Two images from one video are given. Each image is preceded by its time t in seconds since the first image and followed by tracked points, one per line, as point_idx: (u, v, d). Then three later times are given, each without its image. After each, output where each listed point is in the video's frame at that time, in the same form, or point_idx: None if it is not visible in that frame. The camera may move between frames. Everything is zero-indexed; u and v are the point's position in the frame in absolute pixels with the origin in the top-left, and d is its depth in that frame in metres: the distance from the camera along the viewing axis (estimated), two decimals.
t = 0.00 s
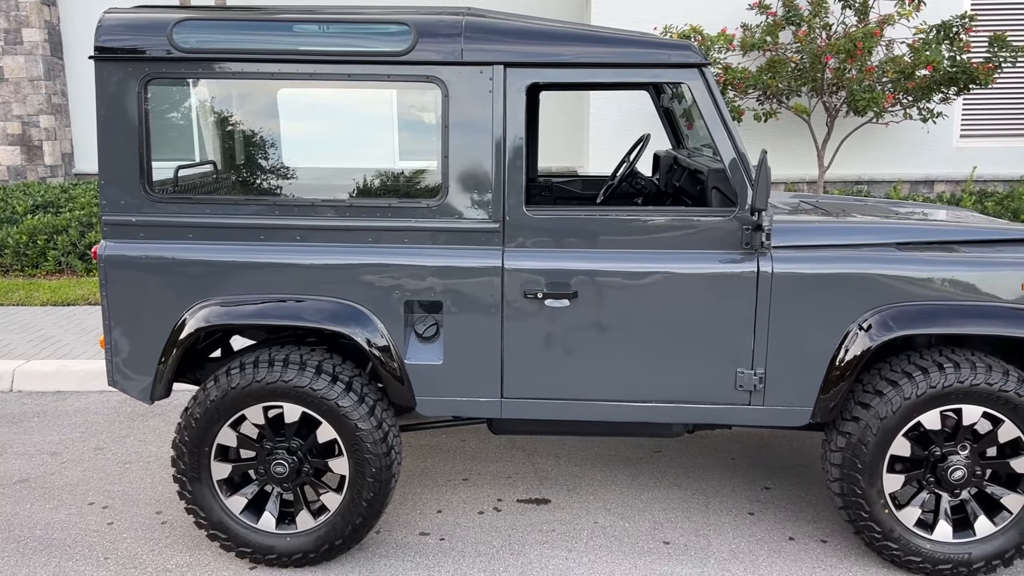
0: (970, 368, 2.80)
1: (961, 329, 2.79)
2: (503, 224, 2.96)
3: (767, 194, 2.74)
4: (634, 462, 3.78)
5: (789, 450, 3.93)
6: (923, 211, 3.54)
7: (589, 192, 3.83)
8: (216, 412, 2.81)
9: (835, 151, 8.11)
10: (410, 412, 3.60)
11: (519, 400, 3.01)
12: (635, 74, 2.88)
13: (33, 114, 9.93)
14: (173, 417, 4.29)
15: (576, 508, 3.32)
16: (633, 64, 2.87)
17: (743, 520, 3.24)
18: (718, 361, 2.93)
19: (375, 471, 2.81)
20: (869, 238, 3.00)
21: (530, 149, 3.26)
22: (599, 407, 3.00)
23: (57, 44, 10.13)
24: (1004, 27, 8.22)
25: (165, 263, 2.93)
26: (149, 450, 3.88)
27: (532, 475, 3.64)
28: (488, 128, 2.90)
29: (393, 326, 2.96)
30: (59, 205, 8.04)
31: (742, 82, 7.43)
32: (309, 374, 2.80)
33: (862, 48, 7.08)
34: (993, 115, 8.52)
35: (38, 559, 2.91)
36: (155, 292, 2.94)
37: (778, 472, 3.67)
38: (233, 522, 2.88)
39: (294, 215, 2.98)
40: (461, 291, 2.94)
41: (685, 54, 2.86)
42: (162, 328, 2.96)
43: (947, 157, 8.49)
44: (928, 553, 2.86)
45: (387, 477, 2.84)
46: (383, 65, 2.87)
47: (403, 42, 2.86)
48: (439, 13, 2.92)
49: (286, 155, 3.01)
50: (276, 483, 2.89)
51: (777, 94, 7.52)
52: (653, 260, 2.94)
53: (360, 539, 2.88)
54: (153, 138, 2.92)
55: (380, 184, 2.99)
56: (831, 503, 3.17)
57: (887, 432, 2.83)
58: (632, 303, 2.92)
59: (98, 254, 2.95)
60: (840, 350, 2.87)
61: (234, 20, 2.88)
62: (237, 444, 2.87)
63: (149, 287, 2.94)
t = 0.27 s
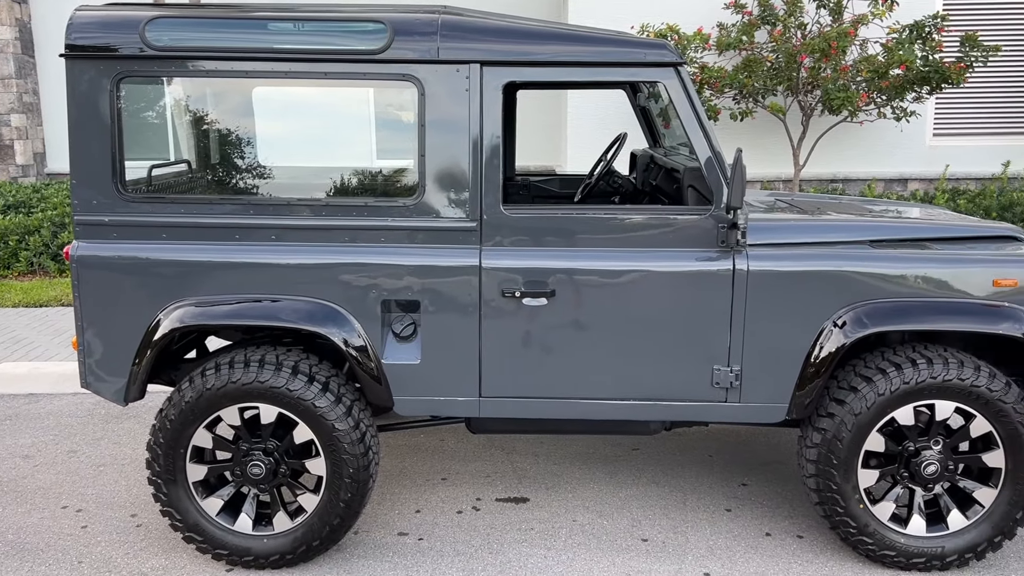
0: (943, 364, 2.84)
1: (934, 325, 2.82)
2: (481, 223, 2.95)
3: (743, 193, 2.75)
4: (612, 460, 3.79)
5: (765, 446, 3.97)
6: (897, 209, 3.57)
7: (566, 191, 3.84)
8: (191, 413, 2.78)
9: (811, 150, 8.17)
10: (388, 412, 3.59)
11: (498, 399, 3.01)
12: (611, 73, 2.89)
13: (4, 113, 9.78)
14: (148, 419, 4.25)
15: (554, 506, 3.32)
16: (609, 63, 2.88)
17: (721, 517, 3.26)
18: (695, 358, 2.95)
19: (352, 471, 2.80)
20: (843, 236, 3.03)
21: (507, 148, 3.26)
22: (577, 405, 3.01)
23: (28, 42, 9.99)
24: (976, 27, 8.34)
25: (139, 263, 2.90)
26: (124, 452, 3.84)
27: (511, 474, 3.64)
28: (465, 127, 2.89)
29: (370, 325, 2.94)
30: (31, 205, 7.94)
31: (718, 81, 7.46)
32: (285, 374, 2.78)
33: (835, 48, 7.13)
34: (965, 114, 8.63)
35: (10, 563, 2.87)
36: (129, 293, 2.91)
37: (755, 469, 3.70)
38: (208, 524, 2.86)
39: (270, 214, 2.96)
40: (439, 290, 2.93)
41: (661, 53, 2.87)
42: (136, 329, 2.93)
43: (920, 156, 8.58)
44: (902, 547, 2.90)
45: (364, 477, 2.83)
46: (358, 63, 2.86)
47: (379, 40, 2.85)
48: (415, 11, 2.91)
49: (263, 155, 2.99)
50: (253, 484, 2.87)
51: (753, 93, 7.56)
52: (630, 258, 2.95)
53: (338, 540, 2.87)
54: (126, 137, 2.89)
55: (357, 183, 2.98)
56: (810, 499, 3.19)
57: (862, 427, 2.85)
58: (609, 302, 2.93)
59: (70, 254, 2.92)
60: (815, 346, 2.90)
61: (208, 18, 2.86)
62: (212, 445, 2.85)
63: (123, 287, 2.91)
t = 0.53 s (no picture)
0: (917, 360, 2.87)
1: (909, 322, 2.85)
2: (459, 222, 2.95)
3: (720, 192, 2.77)
4: (592, 458, 3.80)
5: (743, 442, 4.00)
6: (873, 207, 3.61)
7: (545, 190, 3.85)
8: (167, 415, 2.76)
9: (788, 149, 8.23)
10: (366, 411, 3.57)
11: (477, 398, 3.01)
12: (589, 72, 2.89)
13: None
14: (125, 421, 4.21)
15: (534, 505, 3.33)
16: (587, 61, 2.88)
17: (700, 514, 3.28)
18: (673, 356, 2.96)
19: (331, 472, 2.79)
20: (819, 234, 3.06)
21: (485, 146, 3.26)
22: (556, 403, 3.01)
23: None
24: (949, 27, 8.44)
25: (113, 263, 2.86)
26: (99, 455, 3.80)
27: (491, 473, 3.64)
28: (442, 125, 2.88)
29: (348, 325, 2.93)
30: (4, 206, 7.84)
31: (696, 80, 7.49)
32: (262, 375, 2.77)
33: (812, 48, 7.17)
34: (940, 113, 8.73)
35: None
36: (103, 293, 2.88)
37: (733, 465, 3.72)
38: (185, 526, 2.84)
39: (246, 213, 2.94)
40: (417, 290, 2.92)
41: (639, 52, 2.88)
42: (111, 330, 2.89)
43: (895, 154, 8.67)
44: (878, 542, 2.93)
45: (343, 478, 2.82)
46: (335, 61, 2.85)
47: (356, 38, 2.84)
48: (393, 9, 2.90)
49: (240, 154, 2.96)
50: (230, 486, 2.85)
51: (730, 92, 7.60)
52: (608, 256, 2.95)
53: (316, 540, 2.86)
54: (99, 136, 2.86)
55: (335, 182, 2.97)
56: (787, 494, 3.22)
57: (838, 424, 2.88)
58: (588, 300, 2.94)
59: (43, 255, 2.88)
60: (792, 343, 2.92)
61: (183, 16, 2.83)
62: (189, 447, 2.82)
63: (97, 288, 2.87)
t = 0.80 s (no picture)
0: (894, 357, 2.90)
1: (886, 319, 2.87)
2: (439, 221, 2.94)
3: (698, 190, 2.79)
4: (573, 456, 3.81)
5: (723, 439, 4.02)
6: (850, 205, 3.64)
7: (525, 189, 3.85)
8: (144, 416, 2.73)
9: (767, 147, 8.28)
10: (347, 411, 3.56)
11: (457, 397, 3.00)
12: (567, 70, 2.90)
13: None
14: (101, 423, 4.17)
15: (515, 504, 3.33)
16: (566, 61, 2.89)
17: (680, 511, 3.29)
18: (653, 353, 2.97)
19: (310, 472, 2.78)
20: (797, 231, 3.08)
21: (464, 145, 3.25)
22: (537, 402, 3.01)
23: None
24: (925, 27, 8.53)
25: (89, 263, 2.83)
26: (75, 457, 3.76)
27: (472, 472, 3.64)
28: (421, 124, 2.88)
29: (327, 325, 2.91)
30: None
31: (675, 79, 7.52)
32: (240, 375, 2.75)
33: (790, 48, 7.23)
34: (916, 112, 8.82)
35: None
36: (79, 294, 2.85)
37: (713, 462, 3.74)
38: (163, 528, 2.81)
39: (224, 213, 2.92)
40: (397, 289, 2.91)
41: (617, 51, 2.88)
42: (86, 331, 2.86)
43: (872, 153, 8.75)
44: (856, 537, 2.95)
45: (323, 478, 2.81)
46: (313, 60, 2.83)
47: (334, 36, 2.82)
48: (371, 8, 2.89)
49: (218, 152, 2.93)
50: (209, 487, 2.83)
51: (709, 91, 7.64)
52: (588, 255, 2.96)
53: (296, 541, 2.84)
54: (73, 135, 2.83)
55: (315, 181, 2.95)
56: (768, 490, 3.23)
57: (816, 420, 2.90)
58: (568, 298, 2.94)
59: (16, 255, 2.85)
60: (771, 340, 2.94)
61: (159, 13, 2.81)
62: (167, 448, 2.80)
63: (72, 288, 2.84)
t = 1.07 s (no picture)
0: (871, 354, 2.92)
1: (864, 316, 2.90)
2: (419, 220, 2.94)
3: (677, 188, 2.80)
4: (554, 455, 3.82)
5: (704, 437, 4.05)
6: (828, 203, 3.66)
7: (506, 188, 3.85)
8: (121, 418, 2.71)
9: (747, 146, 8.33)
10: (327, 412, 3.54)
11: (438, 396, 3.00)
12: (546, 69, 2.90)
13: None
14: (78, 426, 4.13)
15: (496, 503, 3.33)
16: (545, 59, 2.89)
17: (661, 508, 3.31)
18: (633, 351, 2.98)
19: (290, 473, 2.77)
20: (776, 230, 3.10)
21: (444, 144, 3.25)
22: (518, 401, 3.01)
23: None
24: (903, 27, 8.61)
25: (64, 264, 2.80)
26: (51, 460, 3.72)
27: (454, 471, 3.63)
28: (400, 123, 2.87)
29: (307, 325, 2.89)
30: None
31: (655, 78, 7.55)
32: (219, 376, 2.73)
33: (772, 47, 7.29)
34: (895, 111, 8.89)
35: None
36: (54, 295, 2.81)
37: (694, 460, 3.76)
38: (141, 531, 2.79)
39: (201, 212, 2.90)
40: (377, 288, 2.90)
41: (596, 49, 2.89)
42: (62, 332, 2.83)
43: (851, 152, 8.83)
44: (835, 533, 2.97)
45: (303, 479, 2.80)
46: (291, 58, 2.81)
47: (311, 35, 2.81)
48: (349, 6, 2.88)
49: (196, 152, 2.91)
50: (187, 489, 2.81)
51: (689, 90, 7.67)
52: (568, 254, 2.96)
53: (276, 543, 2.83)
54: (47, 135, 2.80)
55: (295, 180, 2.94)
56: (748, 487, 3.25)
57: (795, 417, 2.92)
58: (549, 297, 2.94)
59: None
60: (750, 338, 2.95)
61: (134, 11, 2.78)
62: (144, 450, 2.77)
63: (47, 289, 2.81)
